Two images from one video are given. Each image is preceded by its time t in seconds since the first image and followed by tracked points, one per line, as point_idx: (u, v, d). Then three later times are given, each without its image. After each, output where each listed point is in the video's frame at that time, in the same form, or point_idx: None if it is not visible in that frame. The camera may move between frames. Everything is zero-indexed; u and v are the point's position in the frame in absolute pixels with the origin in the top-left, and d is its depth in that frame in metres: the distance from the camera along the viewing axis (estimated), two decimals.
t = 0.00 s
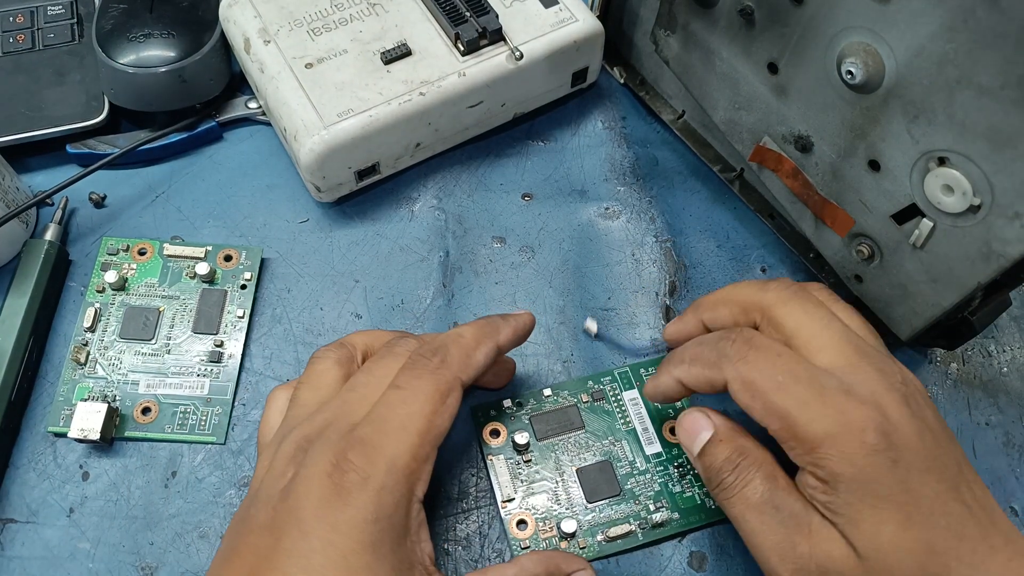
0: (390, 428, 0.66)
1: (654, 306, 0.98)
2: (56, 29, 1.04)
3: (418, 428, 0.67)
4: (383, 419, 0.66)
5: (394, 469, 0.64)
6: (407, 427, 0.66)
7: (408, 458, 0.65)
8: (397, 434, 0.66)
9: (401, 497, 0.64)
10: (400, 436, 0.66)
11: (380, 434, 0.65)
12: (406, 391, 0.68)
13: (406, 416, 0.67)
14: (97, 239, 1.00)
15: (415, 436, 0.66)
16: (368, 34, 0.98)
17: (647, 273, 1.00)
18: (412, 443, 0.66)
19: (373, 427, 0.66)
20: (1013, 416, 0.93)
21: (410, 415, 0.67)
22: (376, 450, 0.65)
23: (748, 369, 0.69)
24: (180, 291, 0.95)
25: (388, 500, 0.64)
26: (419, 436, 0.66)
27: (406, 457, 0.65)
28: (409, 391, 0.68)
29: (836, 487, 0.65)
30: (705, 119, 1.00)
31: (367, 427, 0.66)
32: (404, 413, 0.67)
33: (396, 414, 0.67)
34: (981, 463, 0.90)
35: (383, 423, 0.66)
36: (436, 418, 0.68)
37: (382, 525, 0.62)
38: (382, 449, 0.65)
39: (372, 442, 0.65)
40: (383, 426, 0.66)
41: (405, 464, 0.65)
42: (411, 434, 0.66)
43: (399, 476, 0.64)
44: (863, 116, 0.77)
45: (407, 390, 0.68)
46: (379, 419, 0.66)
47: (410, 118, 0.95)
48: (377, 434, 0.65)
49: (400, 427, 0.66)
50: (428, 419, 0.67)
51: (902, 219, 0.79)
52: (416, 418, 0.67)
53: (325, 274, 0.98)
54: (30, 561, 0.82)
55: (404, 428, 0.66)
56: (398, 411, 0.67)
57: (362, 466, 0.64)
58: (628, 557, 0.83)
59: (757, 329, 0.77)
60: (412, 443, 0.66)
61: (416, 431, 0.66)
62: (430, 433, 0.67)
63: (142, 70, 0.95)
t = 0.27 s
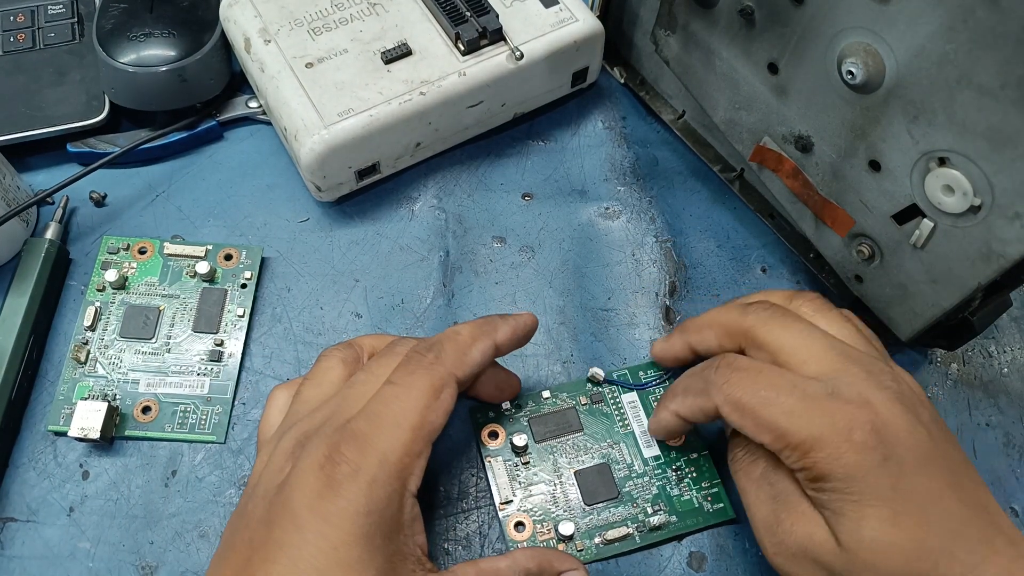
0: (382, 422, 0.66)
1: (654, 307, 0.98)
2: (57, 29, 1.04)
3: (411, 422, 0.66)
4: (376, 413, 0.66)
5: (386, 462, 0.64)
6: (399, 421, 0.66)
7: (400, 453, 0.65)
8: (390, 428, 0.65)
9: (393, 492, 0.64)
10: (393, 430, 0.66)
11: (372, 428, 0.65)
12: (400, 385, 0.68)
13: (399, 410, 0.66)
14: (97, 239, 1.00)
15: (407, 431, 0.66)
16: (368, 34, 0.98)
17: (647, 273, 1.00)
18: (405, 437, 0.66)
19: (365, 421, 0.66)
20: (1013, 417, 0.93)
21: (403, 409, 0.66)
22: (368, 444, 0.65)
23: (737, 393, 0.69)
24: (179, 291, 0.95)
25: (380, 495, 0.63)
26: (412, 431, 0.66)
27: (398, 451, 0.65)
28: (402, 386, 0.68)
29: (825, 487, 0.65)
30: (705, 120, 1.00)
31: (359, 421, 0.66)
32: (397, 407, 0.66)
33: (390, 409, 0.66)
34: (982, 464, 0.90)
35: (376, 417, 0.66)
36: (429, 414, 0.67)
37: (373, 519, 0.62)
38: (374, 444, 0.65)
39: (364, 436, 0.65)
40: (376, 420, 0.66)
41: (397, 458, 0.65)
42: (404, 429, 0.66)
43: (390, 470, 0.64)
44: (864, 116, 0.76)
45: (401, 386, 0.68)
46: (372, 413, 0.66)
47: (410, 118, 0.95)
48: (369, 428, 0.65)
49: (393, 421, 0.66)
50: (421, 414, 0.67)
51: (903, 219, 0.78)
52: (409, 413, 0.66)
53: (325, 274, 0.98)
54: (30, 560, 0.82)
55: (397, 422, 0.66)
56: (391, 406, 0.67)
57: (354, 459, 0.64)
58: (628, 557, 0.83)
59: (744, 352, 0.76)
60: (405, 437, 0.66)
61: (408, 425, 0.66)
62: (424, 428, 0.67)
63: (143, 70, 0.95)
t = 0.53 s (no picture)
0: (381, 422, 0.66)
1: (654, 307, 0.98)
2: (56, 29, 1.04)
3: (411, 424, 0.66)
4: (375, 413, 0.66)
5: (383, 463, 0.64)
6: (399, 423, 0.66)
7: (398, 455, 0.65)
8: (388, 429, 0.66)
9: (389, 493, 0.64)
10: (392, 431, 0.66)
11: (370, 429, 0.65)
12: (402, 387, 0.68)
13: (399, 412, 0.66)
14: (97, 239, 1.00)
15: (406, 432, 0.66)
16: (368, 34, 0.98)
17: (647, 273, 1.00)
18: (404, 438, 0.66)
19: (364, 421, 0.66)
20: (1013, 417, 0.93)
21: (403, 410, 0.67)
22: (366, 444, 0.65)
23: (898, 366, 0.60)
24: (179, 292, 0.95)
25: (376, 495, 0.63)
26: (411, 433, 0.66)
27: (396, 452, 0.65)
28: (403, 388, 0.68)
29: (971, 499, 0.57)
30: (705, 120, 1.00)
31: (358, 421, 0.66)
32: (397, 409, 0.67)
33: (390, 411, 0.66)
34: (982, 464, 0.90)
35: (376, 418, 0.66)
36: (429, 418, 0.67)
37: (369, 519, 0.62)
38: (372, 444, 0.65)
39: (363, 437, 0.65)
40: (375, 421, 0.66)
41: (395, 459, 0.65)
42: (404, 431, 0.66)
43: (387, 471, 0.64)
44: (864, 116, 0.76)
45: (403, 387, 0.68)
46: (372, 414, 0.66)
47: (410, 118, 0.95)
48: (368, 428, 0.66)
49: (392, 423, 0.66)
50: (421, 417, 0.67)
51: (903, 219, 0.79)
52: (409, 415, 0.67)
53: (325, 275, 0.98)
54: (29, 561, 0.82)
55: (396, 423, 0.66)
56: (391, 407, 0.67)
57: (352, 458, 0.64)
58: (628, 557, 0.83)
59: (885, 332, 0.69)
60: (404, 439, 0.66)
61: (408, 427, 0.66)
62: (423, 431, 0.67)
63: (142, 70, 0.95)
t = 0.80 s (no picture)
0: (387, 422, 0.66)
1: (654, 307, 0.98)
2: (56, 29, 1.04)
3: (416, 425, 0.66)
4: (381, 413, 0.66)
5: (388, 462, 0.64)
6: (404, 424, 0.66)
7: (403, 454, 0.65)
8: (394, 429, 0.66)
9: (393, 492, 0.64)
10: (397, 431, 0.66)
11: (376, 429, 0.65)
12: (409, 390, 0.68)
13: (405, 412, 0.67)
14: (96, 240, 0.99)
15: (412, 433, 0.66)
16: (368, 34, 0.98)
17: (647, 273, 1.00)
18: (409, 439, 0.66)
19: (370, 421, 0.66)
20: (1012, 417, 0.93)
21: (409, 411, 0.67)
22: (371, 443, 0.64)
23: None
24: (179, 292, 0.95)
25: (380, 494, 0.63)
26: (417, 434, 0.66)
27: (401, 451, 0.65)
28: (409, 391, 0.68)
29: None
30: (705, 120, 1.00)
31: (363, 421, 0.66)
32: (403, 410, 0.67)
33: (396, 411, 0.67)
34: (981, 464, 0.90)
35: (382, 418, 0.66)
36: (436, 420, 0.67)
37: (372, 516, 0.61)
38: (377, 443, 0.65)
39: (368, 436, 0.65)
40: (381, 420, 0.66)
41: (399, 459, 0.65)
42: (409, 431, 0.66)
43: (392, 470, 0.64)
44: (863, 116, 0.76)
45: (410, 389, 0.68)
46: (377, 413, 0.66)
47: (410, 118, 0.95)
48: (373, 428, 0.65)
49: (398, 423, 0.66)
50: (427, 419, 0.67)
51: (902, 219, 0.79)
52: (414, 416, 0.67)
53: (325, 275, 0.98)
54: (29, 561, 0.82)
55: (401, 424, 0.66)
56: (397, 409, 0.67)
57: (356, 456, 0.63)
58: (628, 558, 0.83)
59: None
60: (410, 440, 0.66)
61: (414, 428, 0.66)
62: (429, 433, 0.67)
63: (142, 71, 0.95)
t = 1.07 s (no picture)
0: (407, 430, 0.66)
1: (653, 307, 0.98)
2: (56, 30, 1.04)
3: (436, 437, 0.66)
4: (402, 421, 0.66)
5: (404, 469, 0.64)
6: (424, 434, 0.66)
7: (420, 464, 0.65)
8: (414, 438, 0.65)
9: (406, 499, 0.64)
10: (417, 440, 0.65)
11: (395, 436, 0.65)
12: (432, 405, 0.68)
13: (425, 424, 0.67)
14: (96, 240, 0.99)
15: (431, 444, 0.66)
16: (367, 34, 0.98)
17: (647, 274, 1.00)
18: (428, 450, 0.66)
19: (388, 427, 0.66)
20: (1012, 417, 0.93)
21: (428, 423, 0.67)
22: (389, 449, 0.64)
23: None
24: (179, 292, 0.95)
25: (395, 500, 0.63)
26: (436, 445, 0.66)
27: (418, 461, 0.65)
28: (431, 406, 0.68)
29: None
30: (705, 120, 1.00)
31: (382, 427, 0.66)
32: (423, 422, 0.67)
33: (416, 422, 0.66)
34: (981, 464, 0.90)
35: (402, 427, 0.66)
36: (456, 437, 0.68)
37: (386, 520, 0.62)
38: (396, 449, 0.64)
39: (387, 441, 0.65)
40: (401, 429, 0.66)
41: (416, 468, 0.65)
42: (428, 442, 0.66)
43: (408, 478, 0.64)
44: (863, 116, 0.76)
45: (433, 404, 0.68)
46: (396, 420, 0.66)
47: (410, 118, 0.95)
48: (392, 435, 0.65)
49: (417, 432, 0.66)
50: (448, 434, 0.67)
51: (902, 219, 0.78)
52: (434, 427, 0.67)
53: (325, 274, 0.98)
54: (29, 562, 0.82)
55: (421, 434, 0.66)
56: (418, 420, 0.67)
57: (374, 460, 0.63)
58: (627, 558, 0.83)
59: None
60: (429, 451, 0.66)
61: (433, 441, 0.66)
62: (448, 449, 0.67)
63: (142, 71, 0.95)
